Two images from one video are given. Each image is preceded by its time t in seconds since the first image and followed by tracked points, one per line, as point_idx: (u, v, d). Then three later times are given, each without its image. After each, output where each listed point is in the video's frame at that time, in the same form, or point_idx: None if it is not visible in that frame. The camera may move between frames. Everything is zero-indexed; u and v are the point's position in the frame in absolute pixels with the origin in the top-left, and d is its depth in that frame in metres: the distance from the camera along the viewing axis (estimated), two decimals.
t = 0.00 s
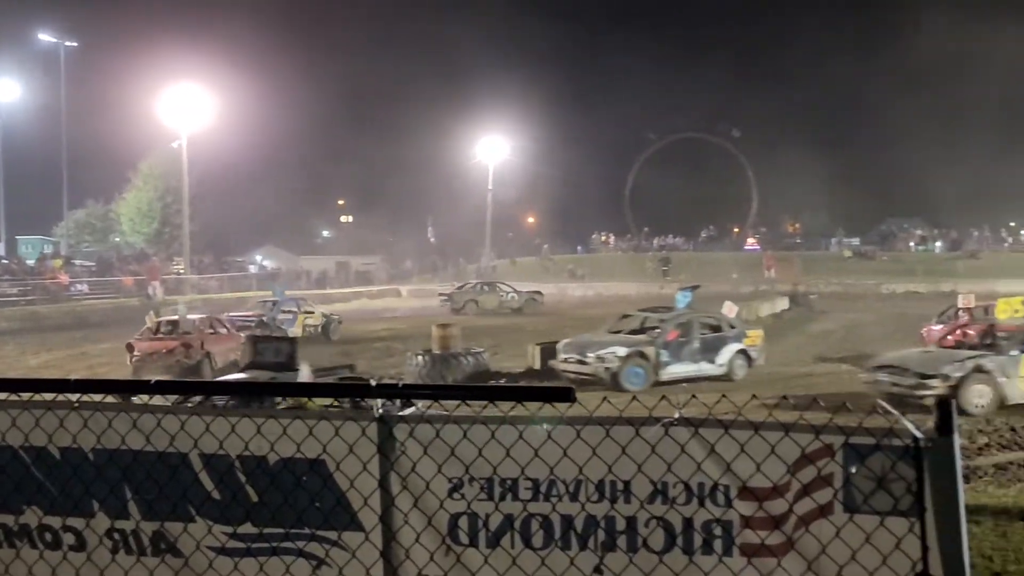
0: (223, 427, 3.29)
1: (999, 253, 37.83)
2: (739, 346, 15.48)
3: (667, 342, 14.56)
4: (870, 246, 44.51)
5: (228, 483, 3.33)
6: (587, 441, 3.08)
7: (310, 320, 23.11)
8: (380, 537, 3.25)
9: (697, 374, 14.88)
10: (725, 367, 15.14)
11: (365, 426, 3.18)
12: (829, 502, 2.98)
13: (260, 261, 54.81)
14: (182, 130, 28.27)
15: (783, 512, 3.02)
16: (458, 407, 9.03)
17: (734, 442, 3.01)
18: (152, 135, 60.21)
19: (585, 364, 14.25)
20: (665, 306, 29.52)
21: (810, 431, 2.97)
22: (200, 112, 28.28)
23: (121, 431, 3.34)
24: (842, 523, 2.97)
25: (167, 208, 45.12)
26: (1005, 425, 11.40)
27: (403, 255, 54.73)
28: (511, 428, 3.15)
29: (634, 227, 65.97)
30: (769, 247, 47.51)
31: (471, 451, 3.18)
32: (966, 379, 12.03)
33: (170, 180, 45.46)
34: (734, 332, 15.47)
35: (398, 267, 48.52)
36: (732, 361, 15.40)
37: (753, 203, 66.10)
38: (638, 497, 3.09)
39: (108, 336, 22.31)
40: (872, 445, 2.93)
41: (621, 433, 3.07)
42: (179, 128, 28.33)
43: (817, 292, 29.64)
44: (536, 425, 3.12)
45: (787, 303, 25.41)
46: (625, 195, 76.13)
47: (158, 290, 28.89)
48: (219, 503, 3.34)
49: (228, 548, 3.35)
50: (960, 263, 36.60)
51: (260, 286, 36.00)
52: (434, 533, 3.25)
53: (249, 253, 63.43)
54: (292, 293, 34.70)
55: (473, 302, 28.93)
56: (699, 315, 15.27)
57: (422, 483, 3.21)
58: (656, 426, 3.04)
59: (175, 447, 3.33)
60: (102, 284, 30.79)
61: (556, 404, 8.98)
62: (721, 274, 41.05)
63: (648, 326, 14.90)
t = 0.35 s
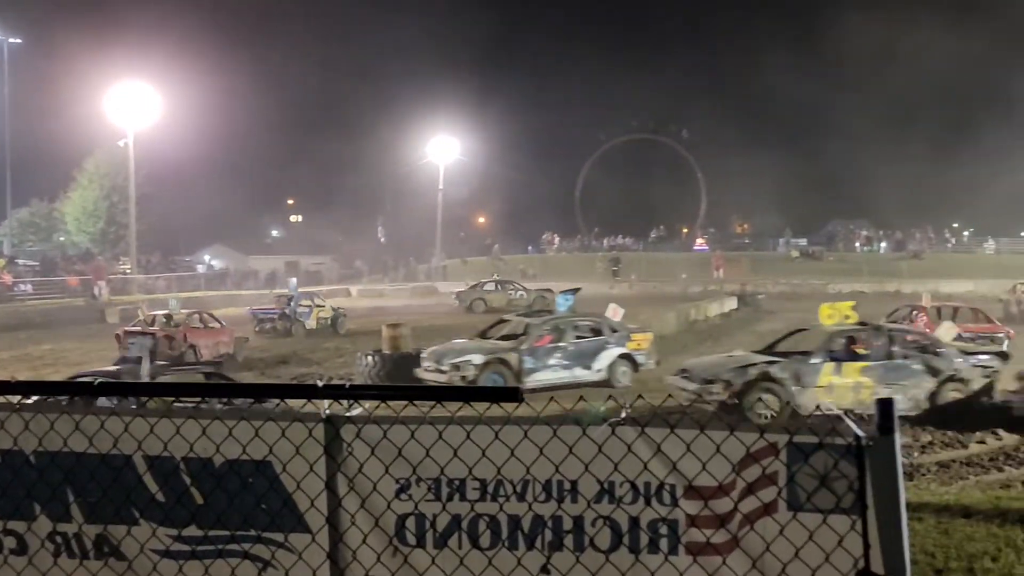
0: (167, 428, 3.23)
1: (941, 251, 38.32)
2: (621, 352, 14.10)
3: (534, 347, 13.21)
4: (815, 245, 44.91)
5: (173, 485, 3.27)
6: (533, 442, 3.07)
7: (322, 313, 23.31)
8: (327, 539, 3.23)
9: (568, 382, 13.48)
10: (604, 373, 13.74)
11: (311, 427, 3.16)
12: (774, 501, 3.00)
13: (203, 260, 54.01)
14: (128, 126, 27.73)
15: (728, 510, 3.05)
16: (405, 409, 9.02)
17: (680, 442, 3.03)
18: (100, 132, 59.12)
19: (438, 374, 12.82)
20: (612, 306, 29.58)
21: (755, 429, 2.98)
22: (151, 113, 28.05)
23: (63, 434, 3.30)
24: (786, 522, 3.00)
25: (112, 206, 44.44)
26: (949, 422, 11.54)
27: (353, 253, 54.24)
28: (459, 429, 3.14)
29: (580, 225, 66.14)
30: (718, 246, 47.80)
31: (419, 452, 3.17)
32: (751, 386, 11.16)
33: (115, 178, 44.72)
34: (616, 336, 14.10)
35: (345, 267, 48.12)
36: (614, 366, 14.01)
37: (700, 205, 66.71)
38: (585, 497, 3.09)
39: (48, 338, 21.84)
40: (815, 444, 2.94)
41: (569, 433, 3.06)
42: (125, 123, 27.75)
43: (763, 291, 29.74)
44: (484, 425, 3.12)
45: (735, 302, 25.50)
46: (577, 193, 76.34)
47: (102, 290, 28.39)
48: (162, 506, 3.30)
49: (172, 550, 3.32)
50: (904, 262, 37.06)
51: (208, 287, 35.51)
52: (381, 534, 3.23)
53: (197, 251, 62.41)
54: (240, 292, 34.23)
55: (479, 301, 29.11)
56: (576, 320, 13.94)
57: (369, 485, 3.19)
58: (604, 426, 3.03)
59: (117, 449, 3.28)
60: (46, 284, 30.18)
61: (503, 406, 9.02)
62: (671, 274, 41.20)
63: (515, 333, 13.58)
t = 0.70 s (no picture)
0: (124, 430, 3.20)
1: (896, 253, 38.82)
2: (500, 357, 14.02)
3: (395, 352, 13.33)
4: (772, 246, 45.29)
5: (129, 487, 3.24)
6: (493, 443, 3.11)
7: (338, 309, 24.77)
8: (284, 541, 3.20)
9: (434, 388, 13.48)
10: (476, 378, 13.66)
11: (268, 427, 3.12)
12: (731, 500, 3.07)
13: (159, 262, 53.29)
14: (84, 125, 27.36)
15: (685, 510, 3.10)
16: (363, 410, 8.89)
17: (638, 441, 3.08)
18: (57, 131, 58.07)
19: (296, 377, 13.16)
20: (570, 307, 29.64)
21: (711, 429, 3.02)
22: (108, 112, 27.78)
23: (19, 436, 3.27)
24: (743, 521, 3.07)
25: (68, 207, 43.70)
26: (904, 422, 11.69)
27: (312, 256, 53.87)
28: (419, 430, 3.17)
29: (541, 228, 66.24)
30: (676, 247, 48.13)
31: (378, 453, 3.17)
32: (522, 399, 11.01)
33: (70, 178, 44.00)
34: (495, 341, 14.10)
35: (304, 268, 47.76)
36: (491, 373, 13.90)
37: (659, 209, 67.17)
38: (543, 497, 3.13)
39: None
40: (771, 444, 2.95)
41: (527, 433, 3.10)
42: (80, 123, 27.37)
43: (720, 291, 29.88)
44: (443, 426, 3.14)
45: (693, 303, 25.63)
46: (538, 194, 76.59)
47: (56, 292, 27.87)
48: (119, 507, 3.26)
49: (128, 554, 3.30)
50: (860, 263, 37.47)
51: (165, 289, 35.01)
52: (340, 536, 3.22)
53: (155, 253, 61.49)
54: (197, 293, 33.84)
55: (497, 302, 29.91)
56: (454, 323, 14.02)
57: (327, 486, 3.17)
58: (562, 426, 3.08)
59: (73, 451, 3.23)
60: None
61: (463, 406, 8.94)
62: (630, 275, 41.38)
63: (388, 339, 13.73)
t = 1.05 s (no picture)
0: (82, 436, 3.05)
1: (855, 257, 39.38)
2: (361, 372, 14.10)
3: (246, 365, 13.73)
4: (735, 251, 45.62)
5: (86, 493, 3.08)
6: (454, 446, 2.98)
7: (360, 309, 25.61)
8: (244, 547, 3.06)
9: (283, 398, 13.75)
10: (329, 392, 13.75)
11: (228, 432, 2.99)
12: (691, 502, 2.93)
13: (121, 267, 52.65)
14: (42, 125, 27.01)
15: (646, 513, 2.98)
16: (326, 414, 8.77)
17: (598, 445, 2.96)
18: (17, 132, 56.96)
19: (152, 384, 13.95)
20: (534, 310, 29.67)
21: (673, 432, 2.91)
22: (67, 113, 27.47)
23: None
24: (703, 524, 2.94)
25: (27, 210, 43.03)
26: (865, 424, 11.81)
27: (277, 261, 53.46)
28: (378, 433, 3.01)
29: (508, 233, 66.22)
30: (640, 252, 48.30)
31: (339, 458, 3.01)
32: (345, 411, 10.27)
33: (30, 182, 43.34)
34: (357, 356, 14.21)
35: (267, 273, 47.45)
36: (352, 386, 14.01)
37: (622, 214, 67.67)
38: (506, 501, 3.00)
39: None
40: (732, 446, 2.82)
41: (490, 437, 2.98)
42: (39, 123, 27.00)
43: (682, 294, 30.06)
44: (404, 429, 2.99)
45: (656, 308, 25.72)
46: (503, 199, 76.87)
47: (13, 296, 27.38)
48: (76, 514, 3.09)
49: (85, 561, 3.12)
50: (821, 267, 37.93)
51: (126, 294, 34.50)
52: (301, 541, 3.10)
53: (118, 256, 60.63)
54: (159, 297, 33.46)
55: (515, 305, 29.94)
56: (317, 336, 14.35)
57: (288, 490, 3.04)
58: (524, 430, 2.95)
59: (27, 458, 3.05)
60: None
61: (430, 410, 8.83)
62: (595, 279, 41.47)
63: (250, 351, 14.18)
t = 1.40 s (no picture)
0: (75, 439, 3.05)
1: (847, 258, 39.46)
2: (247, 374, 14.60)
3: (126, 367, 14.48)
4: (727, 253, 45.70)
5: (79, 496, 3.06)
6: (448, 449, 2.94)
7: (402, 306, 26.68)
8: (236, 549, 3.01)
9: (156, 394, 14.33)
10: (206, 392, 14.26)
11: (221, 435, 2.96)
12: (684, 504, 2.88)
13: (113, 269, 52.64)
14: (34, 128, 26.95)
15: (639, 515, 2.91)
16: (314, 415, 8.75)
17: (593, 447, 2.90)
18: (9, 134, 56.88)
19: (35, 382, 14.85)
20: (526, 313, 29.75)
21: (666, 432, 2.83)
22: (59, 116, 27.45)
23: None
24: (696, 526, 2.88)
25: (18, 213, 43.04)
26: (857, 427, 11.86)
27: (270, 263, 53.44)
28: (371, 436, 2.99)
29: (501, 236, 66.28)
30: (632, 254, 48.40)
31: (331, 460, 3.01)
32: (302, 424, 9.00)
33: (21, 185, 43.33)
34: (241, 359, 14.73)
35: (259, 275, 47.46)
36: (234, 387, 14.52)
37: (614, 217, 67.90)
38: (498, 503, 2.95)
39: None
40: (724, 448, 2.82)
41: (482, 439, 2.94)
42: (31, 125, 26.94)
43: (674, 297, 30.10)
44: (396, 432, 2.96)
45: (649, 310, 25.80)
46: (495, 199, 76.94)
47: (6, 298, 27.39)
48: (68, 517, 3.07)
49: (77, 565, 3.09)
50: (813, 269, 38.02)
51: (119, 297, 34.52)
52: (293, 544, 3.02)
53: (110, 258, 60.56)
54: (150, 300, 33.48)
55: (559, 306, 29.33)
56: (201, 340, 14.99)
57: (280, 493, 3.00)
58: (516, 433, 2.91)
59: (21, 461, 3.07)
60: None
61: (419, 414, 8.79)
62: (587, 281, 41.54)
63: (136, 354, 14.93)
